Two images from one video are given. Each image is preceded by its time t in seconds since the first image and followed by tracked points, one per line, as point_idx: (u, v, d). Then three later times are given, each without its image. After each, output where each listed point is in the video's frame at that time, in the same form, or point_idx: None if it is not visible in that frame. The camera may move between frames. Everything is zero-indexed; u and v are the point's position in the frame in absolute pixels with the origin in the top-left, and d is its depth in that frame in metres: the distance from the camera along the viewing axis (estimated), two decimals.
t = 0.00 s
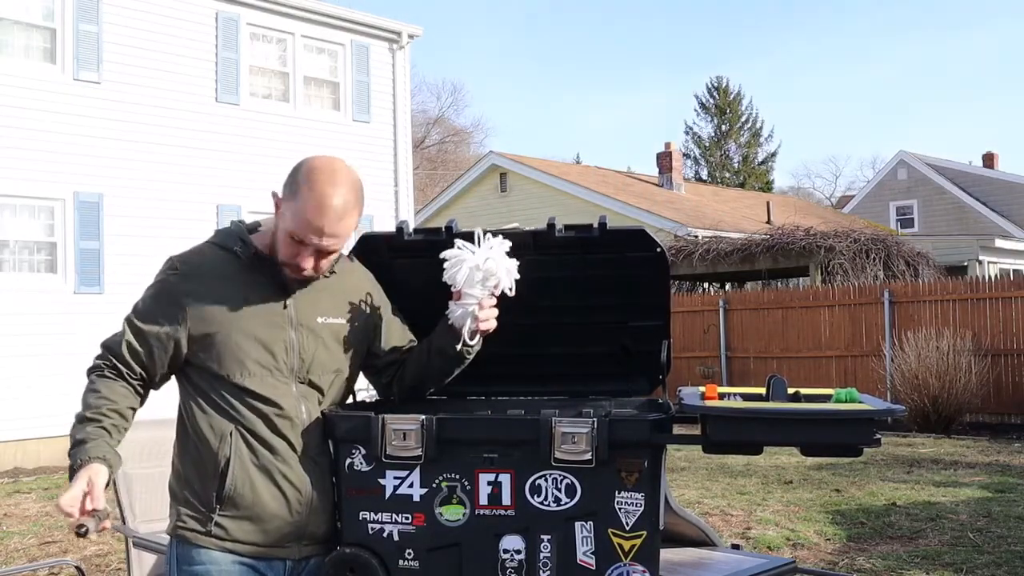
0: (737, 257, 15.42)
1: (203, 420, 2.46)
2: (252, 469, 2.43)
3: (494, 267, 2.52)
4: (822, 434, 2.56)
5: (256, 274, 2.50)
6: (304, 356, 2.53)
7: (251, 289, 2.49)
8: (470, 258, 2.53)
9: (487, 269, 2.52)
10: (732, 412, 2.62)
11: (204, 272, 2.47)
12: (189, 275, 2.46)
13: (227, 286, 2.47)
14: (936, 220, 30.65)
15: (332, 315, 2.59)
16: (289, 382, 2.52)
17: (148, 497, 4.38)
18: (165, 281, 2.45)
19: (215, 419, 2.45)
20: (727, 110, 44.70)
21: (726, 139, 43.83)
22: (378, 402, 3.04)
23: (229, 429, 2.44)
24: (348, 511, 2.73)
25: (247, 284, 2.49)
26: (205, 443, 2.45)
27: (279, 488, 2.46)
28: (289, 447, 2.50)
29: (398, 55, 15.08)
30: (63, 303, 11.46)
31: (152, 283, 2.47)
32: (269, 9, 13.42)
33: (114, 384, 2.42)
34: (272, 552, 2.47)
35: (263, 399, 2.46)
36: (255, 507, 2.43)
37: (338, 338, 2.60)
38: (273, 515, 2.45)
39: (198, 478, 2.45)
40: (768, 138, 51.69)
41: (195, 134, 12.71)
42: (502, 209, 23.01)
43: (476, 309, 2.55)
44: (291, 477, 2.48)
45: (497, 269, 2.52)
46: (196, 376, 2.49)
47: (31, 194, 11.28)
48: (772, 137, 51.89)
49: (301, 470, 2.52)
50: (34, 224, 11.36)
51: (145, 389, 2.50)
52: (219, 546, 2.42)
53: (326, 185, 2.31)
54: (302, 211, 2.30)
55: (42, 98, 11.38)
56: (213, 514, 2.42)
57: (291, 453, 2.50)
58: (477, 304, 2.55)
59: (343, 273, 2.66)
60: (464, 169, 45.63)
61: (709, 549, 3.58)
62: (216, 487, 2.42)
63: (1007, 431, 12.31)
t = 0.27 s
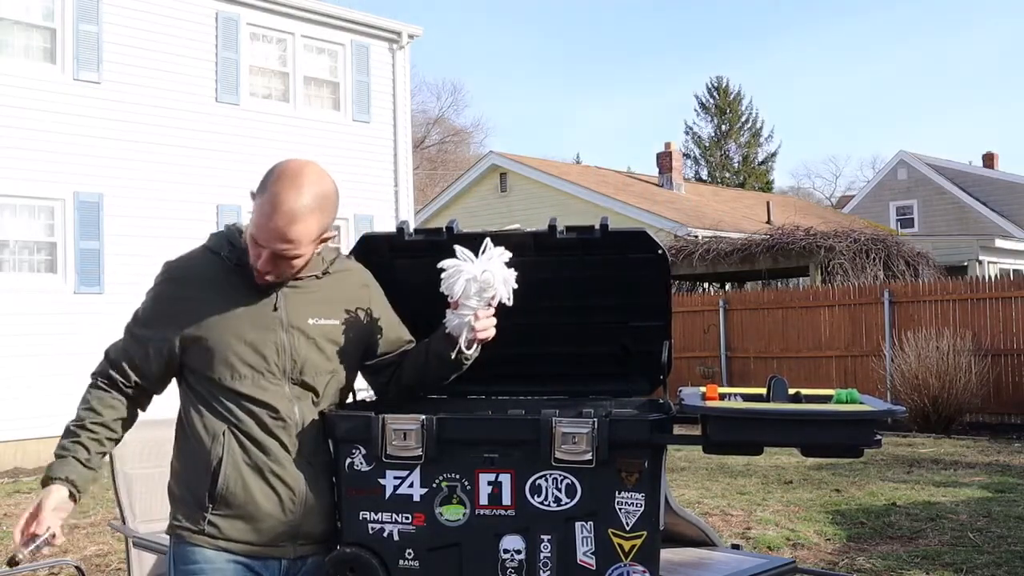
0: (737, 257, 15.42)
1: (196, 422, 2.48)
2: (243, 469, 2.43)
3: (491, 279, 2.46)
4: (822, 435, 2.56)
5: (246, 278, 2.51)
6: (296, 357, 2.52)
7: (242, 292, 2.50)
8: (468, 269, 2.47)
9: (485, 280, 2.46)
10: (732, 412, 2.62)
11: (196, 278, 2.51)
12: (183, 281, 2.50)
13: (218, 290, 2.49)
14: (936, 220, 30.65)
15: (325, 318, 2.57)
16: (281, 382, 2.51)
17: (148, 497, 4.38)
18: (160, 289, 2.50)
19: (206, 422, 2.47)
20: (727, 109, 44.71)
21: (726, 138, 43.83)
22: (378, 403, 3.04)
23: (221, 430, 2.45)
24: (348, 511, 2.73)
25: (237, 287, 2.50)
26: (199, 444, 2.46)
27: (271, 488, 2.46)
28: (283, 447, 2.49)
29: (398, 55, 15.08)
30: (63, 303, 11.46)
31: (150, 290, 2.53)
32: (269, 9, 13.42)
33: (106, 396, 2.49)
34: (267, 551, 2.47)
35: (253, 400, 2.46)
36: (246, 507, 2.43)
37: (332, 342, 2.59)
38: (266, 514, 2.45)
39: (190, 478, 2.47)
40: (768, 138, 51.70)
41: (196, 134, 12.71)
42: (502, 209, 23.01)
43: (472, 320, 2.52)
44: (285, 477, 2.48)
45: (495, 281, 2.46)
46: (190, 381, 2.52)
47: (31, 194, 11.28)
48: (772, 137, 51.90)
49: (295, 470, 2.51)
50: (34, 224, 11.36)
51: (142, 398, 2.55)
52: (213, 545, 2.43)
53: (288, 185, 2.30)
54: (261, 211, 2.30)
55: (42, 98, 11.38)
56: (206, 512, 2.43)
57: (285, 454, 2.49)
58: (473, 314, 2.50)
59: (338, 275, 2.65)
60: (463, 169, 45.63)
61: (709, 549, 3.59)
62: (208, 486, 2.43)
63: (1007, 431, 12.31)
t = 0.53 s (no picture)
0: (737, 257, 15.42)
1: (192, 426, 2.49)
2: (238, 470, 2.44)
3: (474, 278, 2.46)
4: (821, 435, 2.56)
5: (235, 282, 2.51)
6: (287, 357, 2.51)
7: (231, 296, 2.49)
8: (451, 268, 2.47)
9: (468, 279, 2.46)
10: (731, 412, 2.62)
11: (187, 287, 2.51)
12: (174, 289, 2.51)
13: (208, 295, 2.50)
14: (936, 220, 30.64)
15: (314, 316, 2.56)
16: (273, 382, 2.50)
17: (148, 497, 4.38)
18: (151, 298, 2.51)
19: (201, 426, 2.48)
20: (727, 110, 44.71)
21: (726, 138, 43.83)
22: (377, 403, 3.05)
23: (216, 432, 2.46)
24: (348, 511, 2.73)
25: (226, 292, 2.50)
26: (196, 447, 2.48)
27: (267, 487, 2.46)
28: (279, 447, 2.49)
29: (398, 55, 15.08)
30: (63, 303, 11.46)
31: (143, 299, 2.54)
32: (269, 10, 13.42)
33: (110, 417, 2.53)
34: (265, 550, 2.47)
35: (246, 401, 2.47)
36: (243, 507, 2.44)
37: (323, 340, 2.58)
38: (263, 514, 2.45)
39: (187, 481, 2.48)
40: (768, 138, 51.70)
41: (195, 134, 12.71)
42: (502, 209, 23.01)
43: (460, 318, 2.53)
44: (281, 476, 2.48)
45: (478, 278, 2.46)
46: (186, 386, 2.53)
47: (31, 194, 11.27)
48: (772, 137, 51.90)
49: (292, 469, 2.51)
50: (34, 224, 11.36)
51: (145, 416, 2.57)
52: (212, 544, 2.44)
53: (259, 184, 2.32)
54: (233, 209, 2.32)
55: (42, 98, 11.38)
56: (203, 512, 2.45)
57: (281, 453, 2.49)
58: (459, 314, 2.52)
59: (328, 272, 2.63)
60: (463, 169, 45.64)
61: (709, 549, 3.58)
62: (205, 487, 2.44)
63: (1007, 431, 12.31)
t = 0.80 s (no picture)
0: (737, 257, 15.42)
1: (190, 429, 2.49)
2: (237, 471, 2.44)
3: (470, 273, 2.46)
4: (821, 434, 2.57)
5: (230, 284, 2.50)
6: (284, 357, 2.51)
7: (226, 298, 2.49)
8: (448, 264, 2.47)
9: (464, 275, 2.46)
10: (730, 412, 2.62)
11: (182, 290, 2.50)
12: (167, 293, 2.50)
13: (203, 298, 2.49)
14: (936, 220, 30.64)
15: (309, 315, 2.55)
16: (271, 382, 2.50)
17: (148, 497, 4.38)
18: (144, 303, 2.50)
19: (200, 428, 2.48)
20: (727, 109, 44.70)
21: (726, 138, 43.82)
22: (377, 404, 3.05)
23: (215, 433, 2.46)
24: (348, 511, 2.73)
25: (221, 294, 2.49)
26: (195, 448, 2.48)
27: (267, 487, 2.46)
28: (278, 447, 2.49)
29: (398, 55, 15.07)
30: (62, 303, 11.46)
31: (137, 304, 2.53)
32: (269, 9, 13.41)
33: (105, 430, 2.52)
34: (266, 550, 2.47)
35: (244, 402, 2.47)
36: (243, 508, 2.44)
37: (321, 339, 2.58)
38: (263, 514, 2.45)
39: (187, 484, 2.48)
40: (768, 138, 51.70)
41: (195, 134, 12.71)
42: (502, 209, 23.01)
43: (457, 314, 2.53)
44: (281, 475, 2.48)
45: (474, 274, 2.46)
46: (183, 390, 2.53)
47: (31, 194, 11.27)
48: (772, 137, 51.90)
49: (292, 469, 2.51)
50: (34, 224, 11.35)
51: (141, 425, 2.56)
52: (213, 545, 2.44)
53: (240, 180, 2.32)
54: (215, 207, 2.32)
55: (42, 98, 11.37)
56: (203, 513, 2.45)
57: (281, 453, 2.49)
58: (456, 309, 2.52)
59: (324, 270, 2.63)
60: (463, 169, 45.65)
61: (709, 549, 3.58)
62: (205, 487, 2.44)
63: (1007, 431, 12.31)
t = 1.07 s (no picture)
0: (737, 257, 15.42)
1: (190, 429, 2.50)
2: (237, 472, 2.44)
3: (476, 280, 2.46)
4: (821, 435, 2.57)
5: (232, 284, 2.50)
6: (285, 358, 2.51)
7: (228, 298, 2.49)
8: (454, 270, 2.48)
9: (470, 281, 2.47)
10: (730, 412, 2.62)
11: (183, 289, 2.50)
12: (167, 292, 2.50)
13: (204, 298, 2.49)
14: (936, 220, 30.64)
15: (311, 317, 2.55)
16: (271, 383, 2.50)
17: (149, 498, 4.37)
18: (145, 301, 2.50)
19: (199, 429, 2.48)
20: (727, 109, 44.70)
21: (726, 138, 43.81)
22: (376, 405, 3.06)
23: (214, 434, 2.47)
24: (348, 511, 2.73)
25: (222, 294, 2.49)
26: (195, 448, 2.48)
27: (267, 489, 2.46)
28: (277, 448, 2.48)
29: (398, 55, 15.07)
30: (62, 303, 11.46)
31: (137, 302, 2.53)
32: (269, 9, 13.41)
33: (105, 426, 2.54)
34: (265, 551, 2.48)
35: (244, 403, 2.47)
36: (242, 509, 2.44)
37: (322, 341, 2.58)
38: (263, 515, 2.46)
39: (187, 483, 2.49)
40: (768, 138, 51.71)
41: (195, 134, 12.71)
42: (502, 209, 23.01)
43: (462, 320, 2.54)
44: (280, 476, 2.48)
45: (480, 281, 2.46)
46: (184, 389, 2.53)
47: (31, 194, 11.27)
48: (772, 137, 51.91)
49: (292, 470, 2.50)
50: (34, 224, 11.35)
51: (137, 422, 2.58)
52: (212, 545, 2.46)
53: (260, 165, 2.37)
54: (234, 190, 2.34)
55: (42, 98, 11.37)
56: (203, 514, 2.46)
57: (281, 455, 2.49)
58: (462, 315, 2.53)
59: (325, 271, 2.63)
60: (463, 170, 45.64)
61: (709, 549, 3.58)
62: (205, 488, 2.45)
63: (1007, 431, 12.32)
